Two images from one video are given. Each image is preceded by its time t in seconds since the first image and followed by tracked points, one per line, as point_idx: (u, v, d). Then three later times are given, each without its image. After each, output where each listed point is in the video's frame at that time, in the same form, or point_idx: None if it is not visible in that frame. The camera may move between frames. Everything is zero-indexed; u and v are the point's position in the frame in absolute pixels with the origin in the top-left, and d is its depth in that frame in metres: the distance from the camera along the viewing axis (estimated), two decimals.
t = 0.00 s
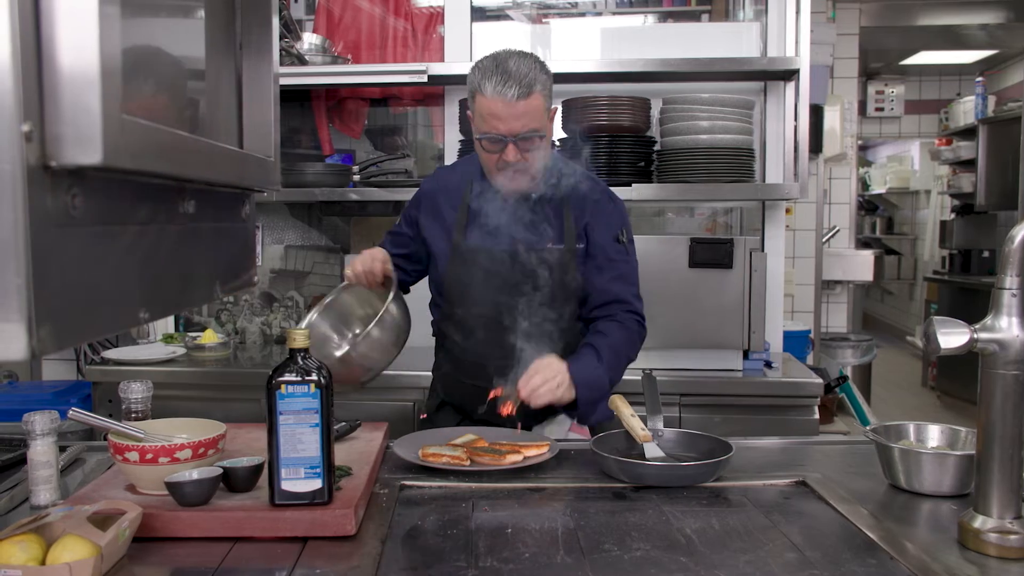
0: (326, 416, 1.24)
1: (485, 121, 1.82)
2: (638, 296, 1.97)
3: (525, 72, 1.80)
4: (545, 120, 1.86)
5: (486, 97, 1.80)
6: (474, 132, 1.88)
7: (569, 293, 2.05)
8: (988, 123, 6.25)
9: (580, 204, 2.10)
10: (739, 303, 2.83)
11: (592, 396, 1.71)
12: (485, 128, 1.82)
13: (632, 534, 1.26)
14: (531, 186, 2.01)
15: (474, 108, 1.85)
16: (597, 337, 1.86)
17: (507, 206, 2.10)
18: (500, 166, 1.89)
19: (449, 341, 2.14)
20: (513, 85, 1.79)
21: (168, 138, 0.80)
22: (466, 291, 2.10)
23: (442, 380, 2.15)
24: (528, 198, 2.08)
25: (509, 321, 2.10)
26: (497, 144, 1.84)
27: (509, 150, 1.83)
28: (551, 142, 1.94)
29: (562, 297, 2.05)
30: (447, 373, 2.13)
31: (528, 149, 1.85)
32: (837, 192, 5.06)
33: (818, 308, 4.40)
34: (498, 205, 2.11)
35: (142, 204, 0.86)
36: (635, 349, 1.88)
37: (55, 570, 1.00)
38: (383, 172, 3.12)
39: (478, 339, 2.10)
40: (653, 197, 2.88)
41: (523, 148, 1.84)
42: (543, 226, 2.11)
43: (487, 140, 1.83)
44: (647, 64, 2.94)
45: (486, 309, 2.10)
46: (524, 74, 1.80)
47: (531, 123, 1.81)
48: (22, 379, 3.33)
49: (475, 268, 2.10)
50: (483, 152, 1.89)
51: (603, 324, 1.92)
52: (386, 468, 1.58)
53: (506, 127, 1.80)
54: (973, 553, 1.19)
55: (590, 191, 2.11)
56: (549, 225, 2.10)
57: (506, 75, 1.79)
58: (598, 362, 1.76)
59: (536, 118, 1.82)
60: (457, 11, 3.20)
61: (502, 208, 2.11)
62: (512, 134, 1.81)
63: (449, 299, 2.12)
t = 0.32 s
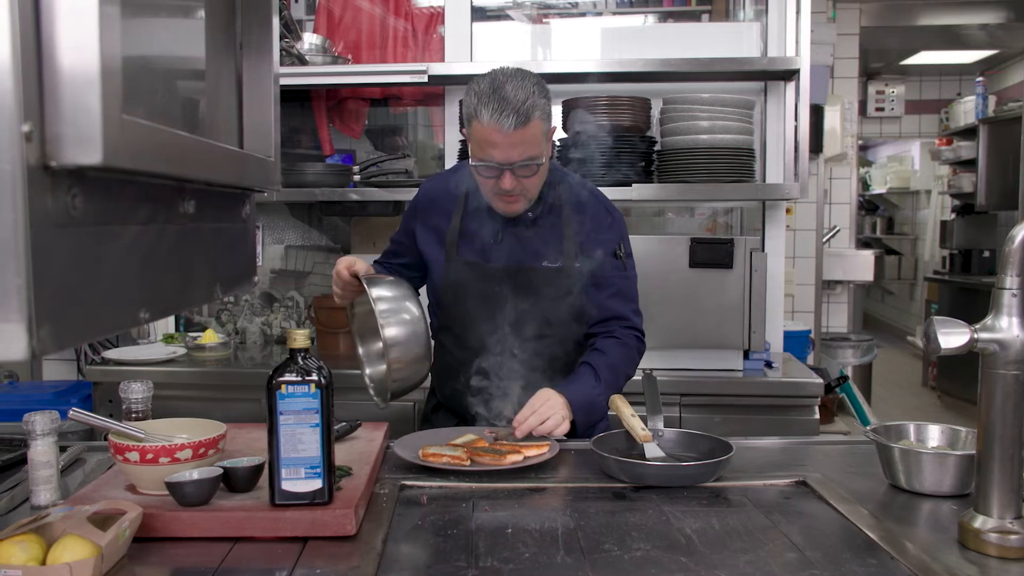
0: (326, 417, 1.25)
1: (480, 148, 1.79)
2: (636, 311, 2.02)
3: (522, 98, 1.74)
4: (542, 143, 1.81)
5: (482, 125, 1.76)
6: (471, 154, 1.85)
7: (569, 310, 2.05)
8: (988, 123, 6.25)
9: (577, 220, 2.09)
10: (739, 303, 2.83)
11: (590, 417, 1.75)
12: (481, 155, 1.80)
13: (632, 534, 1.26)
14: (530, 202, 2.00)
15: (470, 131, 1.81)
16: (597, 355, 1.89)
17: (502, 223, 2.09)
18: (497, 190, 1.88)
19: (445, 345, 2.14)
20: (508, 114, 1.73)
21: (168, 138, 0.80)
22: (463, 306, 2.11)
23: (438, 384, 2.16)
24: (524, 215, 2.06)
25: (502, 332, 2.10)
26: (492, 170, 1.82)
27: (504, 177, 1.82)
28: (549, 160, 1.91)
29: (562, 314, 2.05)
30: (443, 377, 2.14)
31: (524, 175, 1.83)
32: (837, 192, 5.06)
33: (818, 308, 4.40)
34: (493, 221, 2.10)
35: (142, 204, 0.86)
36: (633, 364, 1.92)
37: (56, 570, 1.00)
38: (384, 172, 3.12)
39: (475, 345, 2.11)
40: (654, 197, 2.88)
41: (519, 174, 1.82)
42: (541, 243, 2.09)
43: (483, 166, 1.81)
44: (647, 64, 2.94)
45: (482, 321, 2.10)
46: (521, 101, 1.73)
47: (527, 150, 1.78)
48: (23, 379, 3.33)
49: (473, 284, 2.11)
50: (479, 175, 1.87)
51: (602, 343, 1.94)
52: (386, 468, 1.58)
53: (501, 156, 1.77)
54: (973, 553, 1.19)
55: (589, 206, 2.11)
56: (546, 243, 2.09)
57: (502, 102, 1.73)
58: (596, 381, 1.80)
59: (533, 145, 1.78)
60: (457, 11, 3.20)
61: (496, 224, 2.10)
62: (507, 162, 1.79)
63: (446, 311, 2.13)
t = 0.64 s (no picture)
0: (326, 416, 1.25)
1: (479, 155, 1.79)
2: (639, 310, 2.01)
3: (521, 105, 1.74)
4: (541, 149, 1.81)
5: (481, 132, 1.76)
6: (469, 162, 1.85)
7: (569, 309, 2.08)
8: (988, 123, 6.25)
9: (578, 222, 2.10)
10: (739, 303, 2.83)
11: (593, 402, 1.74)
12: (480, 162, 1.80)
13: (632, 534, 1.26)
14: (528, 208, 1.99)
15: (468, 138, 1.81)
16: (601, 353, 1.89)
17: (503, 226, 2.10)
18: (495, 196, 1.87)
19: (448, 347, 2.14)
20: (507, 121, 1.73)
21: (168, 138, 0.80)
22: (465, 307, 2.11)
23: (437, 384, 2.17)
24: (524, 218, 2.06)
25: (501, 334, 2.12)
26: (492, 176, 1.82)
27: (503, 183, 1.82)
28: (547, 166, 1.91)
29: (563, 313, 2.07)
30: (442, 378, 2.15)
31: (524, 181, 1.83)
32: (837, 192, 5.05)
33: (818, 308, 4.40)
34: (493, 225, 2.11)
35: (142, 205, 0.86)
36: (638, 362, 1.90)
37: (56, 570, 1.00)
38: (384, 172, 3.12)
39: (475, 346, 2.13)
40: (654, 197, 2.88)
41: (518, 180, 1.81)
42: (542, 248, 2.09)
43: (482, 172, 1.81)
44: (647, 64, 2.94)
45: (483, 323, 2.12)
46: (520, 107, 1.73)
47: (526, 156, 1.78)
48: (23, 379, 3.34)
49: (474, 286, 2.10)
50: (478, 183, 1.87)
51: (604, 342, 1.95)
52: (386, 468, 1.58)
53: (500, 162, 1.77)
54: (973, 553, 1.19)
55: (589, 208, 2.11)
56: (547, 246, 2.09)
57: (501, 109, 1.73)
58: (602, 380, 1.79)
59: (532, 151, 1.78)
60: (457, 11, 3.20)
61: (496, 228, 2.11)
62: (507, 168, 1.78)
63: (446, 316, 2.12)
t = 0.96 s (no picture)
0: (326, 416, 1.24)
1: (480, 153, 1.78)
2: (639, 307, 2.02)
3: (522, 103, 1.74)
4: (542, 148, 1.81)
5: (483, 130, 1.75)
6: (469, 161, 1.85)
7: (570, 308, 2.09)
8: (989, 124, 6.24)
9: (580, 221, 2.07)
10: (740, 303, 2.83)
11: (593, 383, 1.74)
12: (481, 160, 1.79)
13: (633, 534, 1.26)
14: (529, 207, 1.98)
15: (470, 137, 1.81)
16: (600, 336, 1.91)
17: (503, 228, 2.08)
18: (496, 195, 1.87)
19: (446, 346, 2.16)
20: (509, 119, 1.73)
21: (169, 138, 0.80)
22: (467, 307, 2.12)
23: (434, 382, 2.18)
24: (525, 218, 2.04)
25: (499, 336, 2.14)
26: (493, 175, 1.81)
27: (504, 182, 1.81)
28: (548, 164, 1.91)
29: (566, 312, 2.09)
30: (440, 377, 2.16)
31: (525, 180, 1.82)
32: (838, 192, 5.05)
33: (818, 308, 4.40)
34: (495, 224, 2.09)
35: (143, 205, 0.86)
36: (633, 350, 1.94)
37: (57, 570, 1.00)
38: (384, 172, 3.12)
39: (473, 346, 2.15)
40: (655, 197, 2.88)
41: (519, 178, 1.81)
42: (543, 248, 2.07)
43: (483, 170, 1.81)
44: (648, 64, 2.95)
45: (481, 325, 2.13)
46: (521, 105, 1.73)
47: (528, 155, 1.78)
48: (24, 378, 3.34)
49: (477, 285, 2.13)
50: (478, 181, 1.87)
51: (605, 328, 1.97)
52: (386, 468, 1.58)
53: (501, 160, 1.77)
54: (974, 553, 1.19)
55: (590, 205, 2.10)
56: (548, 246, 2.07)
57: (502, 108, 1.73)
58: (602, 350, 1.81)
59: (533, 149, 1.78)
60: (458, 11, 3.19)
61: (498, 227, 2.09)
62: (508, 166, 1.78)
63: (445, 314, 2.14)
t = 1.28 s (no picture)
0: (326, 416, 1.24)
1: (483, 157, 1.78)
2: (630, 311, 2.01)
3: (525, 107, 1.74)
4: (544, 151, 1.81)
5: (485, 134, 1.75)
6: (471, 163, 1.85)
7: (565, 312, 2.11)
8: (989, 123, 6.24)
9: (579, 224, 2.08)
10: (740, 304, 2.84)
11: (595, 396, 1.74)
12: (484, 163, 1.79)
13: (633, 534, 1.26)
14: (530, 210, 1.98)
15: (472, 140, 1.80)
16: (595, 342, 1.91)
17: (504, 232, 2.07)
18: (498, 198, 1.87)
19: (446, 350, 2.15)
20: (512, 123, 1.73)
21: (170, 138, 0.81)
22: (464, 313, 2.12)
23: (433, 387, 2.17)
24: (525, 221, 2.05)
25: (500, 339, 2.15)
26: (495, 178, 1.81)
27: (507, 186, 1.81)
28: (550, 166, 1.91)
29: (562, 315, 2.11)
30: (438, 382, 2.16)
31: (526, 183, 1.83)
32: (838, 192, 5.05)
33: (819, 308, 4.40)
34: (494, 230, 2.08)
35: (144, 205, 0.86)
36: (625, 357, 1.92)
37: (57, 570, 1.00)
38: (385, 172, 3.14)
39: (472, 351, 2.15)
40: (655, 197, 2.88)
41: (521, 182, 1.81)
42: (541, 252, 2.08)
43: (485, 174, 1.81)
44: (648, 64, 2.95)
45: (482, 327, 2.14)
46: (523, 109, 1.73)
47: (530, 159, 1.78)
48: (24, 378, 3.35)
49: (481, 291, 2.11)
50: (481, 184, 1.87)
51: (595, 331, 1.96)
52: (387, 468, 1.58)
53: (504, 164, 1.77)
54: (974, 553, 1.19)
55: (588, 205, 2.10)
56: (546, 250, 2.08)
57: (505, 111, 1.72)
58: (598, 361, 1.82)
59: (535, 153, 1.78)
60: (458, 11, 3.19)
61: (496, 232, 2.07)
62: (510, 171, 1.78)
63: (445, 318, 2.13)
